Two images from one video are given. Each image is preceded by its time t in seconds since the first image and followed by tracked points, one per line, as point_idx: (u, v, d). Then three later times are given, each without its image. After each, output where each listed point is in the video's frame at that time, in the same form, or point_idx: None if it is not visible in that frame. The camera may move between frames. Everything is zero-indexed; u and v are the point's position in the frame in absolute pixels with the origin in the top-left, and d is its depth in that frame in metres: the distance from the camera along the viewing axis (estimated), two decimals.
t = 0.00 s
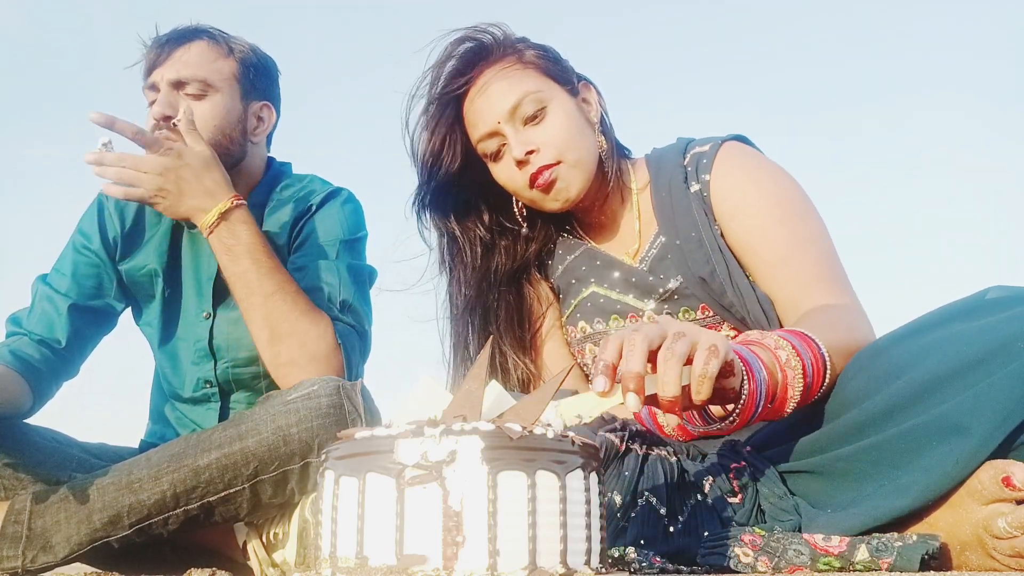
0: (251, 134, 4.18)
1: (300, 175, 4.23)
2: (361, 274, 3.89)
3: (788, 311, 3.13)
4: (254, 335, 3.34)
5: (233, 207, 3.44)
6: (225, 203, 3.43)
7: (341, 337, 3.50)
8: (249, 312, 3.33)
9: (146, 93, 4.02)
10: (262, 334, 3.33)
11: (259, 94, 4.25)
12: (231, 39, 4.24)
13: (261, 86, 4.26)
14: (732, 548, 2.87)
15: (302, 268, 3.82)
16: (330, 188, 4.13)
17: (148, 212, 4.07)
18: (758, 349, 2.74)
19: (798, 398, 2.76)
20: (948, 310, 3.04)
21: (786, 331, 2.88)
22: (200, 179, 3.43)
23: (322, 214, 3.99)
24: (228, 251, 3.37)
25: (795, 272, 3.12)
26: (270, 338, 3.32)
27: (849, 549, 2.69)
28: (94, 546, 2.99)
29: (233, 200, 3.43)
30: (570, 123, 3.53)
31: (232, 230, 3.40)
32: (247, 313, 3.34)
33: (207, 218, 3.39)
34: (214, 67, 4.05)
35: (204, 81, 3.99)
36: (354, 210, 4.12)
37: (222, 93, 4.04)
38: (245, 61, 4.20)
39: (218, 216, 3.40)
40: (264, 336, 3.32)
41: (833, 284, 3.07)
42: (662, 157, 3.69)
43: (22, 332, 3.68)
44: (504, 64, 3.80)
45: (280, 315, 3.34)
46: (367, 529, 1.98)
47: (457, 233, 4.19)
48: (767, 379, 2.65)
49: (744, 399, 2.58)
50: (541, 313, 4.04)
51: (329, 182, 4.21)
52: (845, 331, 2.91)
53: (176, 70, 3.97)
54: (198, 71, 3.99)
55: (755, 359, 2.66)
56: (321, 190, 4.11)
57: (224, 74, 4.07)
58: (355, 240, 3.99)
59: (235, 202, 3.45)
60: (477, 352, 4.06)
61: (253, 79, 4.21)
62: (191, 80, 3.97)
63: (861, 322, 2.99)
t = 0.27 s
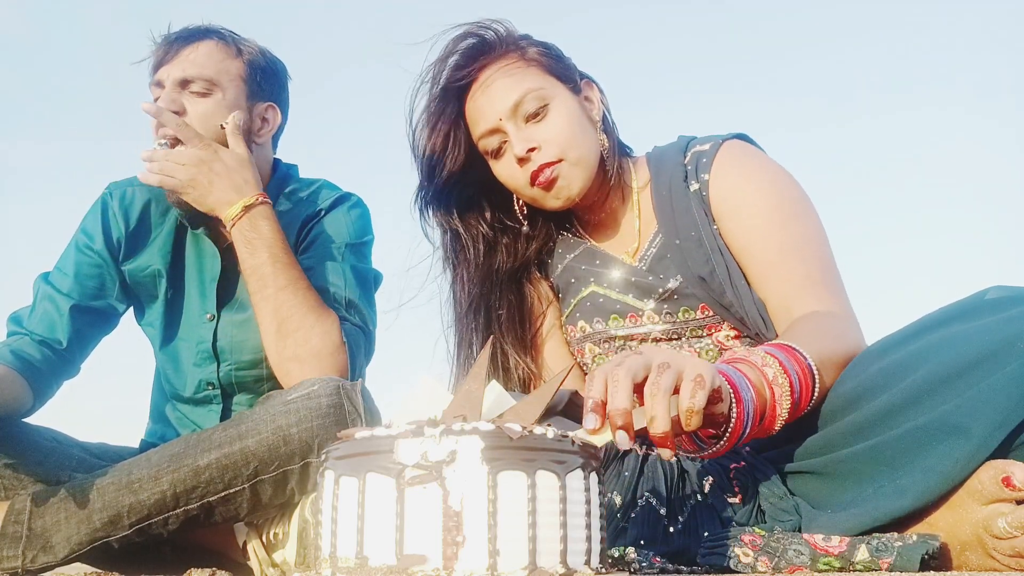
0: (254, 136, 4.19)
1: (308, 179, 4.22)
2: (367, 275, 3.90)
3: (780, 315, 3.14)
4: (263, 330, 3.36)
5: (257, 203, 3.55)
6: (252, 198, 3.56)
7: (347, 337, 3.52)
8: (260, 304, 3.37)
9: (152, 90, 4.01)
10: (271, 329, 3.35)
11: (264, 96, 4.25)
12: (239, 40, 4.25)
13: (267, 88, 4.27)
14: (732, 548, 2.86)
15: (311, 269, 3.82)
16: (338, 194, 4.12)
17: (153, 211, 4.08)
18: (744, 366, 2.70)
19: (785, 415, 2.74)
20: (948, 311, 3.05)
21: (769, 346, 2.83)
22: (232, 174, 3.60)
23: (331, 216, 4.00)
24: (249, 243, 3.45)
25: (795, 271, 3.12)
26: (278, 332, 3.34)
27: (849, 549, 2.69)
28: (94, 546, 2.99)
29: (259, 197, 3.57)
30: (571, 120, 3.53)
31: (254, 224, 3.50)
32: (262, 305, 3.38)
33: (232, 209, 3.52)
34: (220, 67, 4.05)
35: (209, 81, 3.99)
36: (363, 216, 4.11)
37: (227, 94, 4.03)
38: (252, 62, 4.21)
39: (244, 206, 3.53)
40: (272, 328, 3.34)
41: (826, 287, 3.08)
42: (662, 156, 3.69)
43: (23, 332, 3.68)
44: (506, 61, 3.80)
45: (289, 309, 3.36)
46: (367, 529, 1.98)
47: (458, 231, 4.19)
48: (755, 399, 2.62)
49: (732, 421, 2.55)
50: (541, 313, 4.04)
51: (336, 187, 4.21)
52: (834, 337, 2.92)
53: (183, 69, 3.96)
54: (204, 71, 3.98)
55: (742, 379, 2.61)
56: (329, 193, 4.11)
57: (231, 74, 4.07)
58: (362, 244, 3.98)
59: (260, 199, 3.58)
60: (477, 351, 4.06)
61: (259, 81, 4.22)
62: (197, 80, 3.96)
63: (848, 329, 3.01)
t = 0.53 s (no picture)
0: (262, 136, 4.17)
1: (311, 180, 4.21)
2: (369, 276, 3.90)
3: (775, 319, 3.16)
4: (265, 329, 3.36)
5: (261, 203, 3.63)
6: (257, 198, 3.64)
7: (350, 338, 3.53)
8: (263, 303, 3.38)
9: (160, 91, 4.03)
10: (273, 328, 3.35)
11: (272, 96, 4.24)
12: (248, 41, 4.25)
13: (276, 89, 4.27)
14: (732, 548, 2.86)
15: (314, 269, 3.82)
16: (340, 194, 4.12)
17: (155, 212, 4.08)
18: (741, 387, 2.66)
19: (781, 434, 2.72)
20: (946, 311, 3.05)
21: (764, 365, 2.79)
22: (241, 172, 3.69)
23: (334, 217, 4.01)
24: (252, 244, 3.50)
25: (795, 272, 3.12)
26: (280, 330, 3.34)
27: (849, 549, 2.70)
28: (94, 546, 2.99)
29: (263, 198, 3.64)
30: (571, 119, 3.53)
31: (256, 225, 3.56)
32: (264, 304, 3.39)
33: (235, 209, 3.60)
34: (228, 67, 4.05)
35: (217, 82, 4.00)
36: (366, 218, 4.10)
37: (235, 94, 4.04)
38: (261, 63, 4.21)
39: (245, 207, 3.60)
40: (274, 328, 3.35)
41: (822, 291, 3.08)
42: (661, 156, 3.68)
43: (23, 332, 3.68)
44: (506, 60, 3.80)
45: (291, 308, 3.36)
46: (367, 529, 1.98)
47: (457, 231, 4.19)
48: (752, 418, 2.58)
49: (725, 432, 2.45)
50: (540, 313, 4.04)
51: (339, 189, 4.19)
52: (826, 341, 2.93)
53: (191, 69, 3.97)
54: (211, 71, 3.99)
55: (738, 399, 2.58)
56: (332, 194, 4.11)
57: (239, 75, 4.08)
58: (363, 245, 3.99)
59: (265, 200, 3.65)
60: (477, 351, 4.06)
61: (267, 84, 4.20)
62: (204, 80, 3.97)
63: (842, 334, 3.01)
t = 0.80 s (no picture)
0: (264, 135, 4.18)
1: (309, 179, 4.21)
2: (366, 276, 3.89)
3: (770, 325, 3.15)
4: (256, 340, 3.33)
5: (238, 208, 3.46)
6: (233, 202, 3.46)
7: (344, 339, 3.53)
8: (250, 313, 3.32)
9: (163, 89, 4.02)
10: (262, 336, 3.31)
11: (274, 96, 4.25)
12: (250, 41, 4.25)
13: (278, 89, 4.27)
14: (732, 548, 2.86)
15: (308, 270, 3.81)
16: (336, 191, 4.13)
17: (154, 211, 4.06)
18: (740, 412, 2.65)
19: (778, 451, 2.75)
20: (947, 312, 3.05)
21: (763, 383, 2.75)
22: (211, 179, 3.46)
23: (331, 216, 4.00)
24: (231, 252, 3.38)
25: (795, 273, 3.12)
26: (270, 343, 3.30)
27: (849, 550, 2.70)
28: (94, 546, 2.99)
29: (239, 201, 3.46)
30: (571, 118, 3.53)
31: (235, 230, 3.42)
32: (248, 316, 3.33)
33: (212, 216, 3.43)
34: (231, 66, 4.06)
35: (221, 81, 4.00)
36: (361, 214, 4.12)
37: (238, 94, 4.04)
38: (263, 62, 4.22)
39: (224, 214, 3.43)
40: (265, 338, 3.31)
41: (820, 296, 3.07)
42: (662, 157, 3.68)
43: (23, 332, 3.68)
44: (507, 59, 3.79)
45: (281, 315, 3.32)
46: (367, 529, 1.98)
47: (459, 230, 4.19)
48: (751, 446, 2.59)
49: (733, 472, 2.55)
50: (541, 313, 4.04)
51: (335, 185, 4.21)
52: (822, 346, 2.92)
53: (195, 68, 3.98)
54: (216, 70, 4.00)
55: (738, 428, 2.57)
56: (328, 194, 4.10)
57: (243, 74, 4.08)
58: (361, 243, 3.98)
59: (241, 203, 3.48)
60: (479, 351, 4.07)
61: (268, 83, 4.22)
62: (208, 79, 3.97)
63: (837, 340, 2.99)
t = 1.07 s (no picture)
0: (261, 134, 4.18)
1: (304, 177, 4.23)
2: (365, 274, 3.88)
3: (769, 325, 3.16)
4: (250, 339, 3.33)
5: (217, 215, 3.42)
6: (211, 211, 3.42)
7: (340, 339, 3.51)
8: (243, 318, 3.32)
9: (161, 87, 4.02)
10: (256, 341, 3.31)
11: (271, 95, 4.26)
12: (247, 40, 4.24)
13: (274, 88, 4.28)
14: (732, 548, 2.86)
15: (304, 270, 3.81)
16: (333, 189, 4.14)
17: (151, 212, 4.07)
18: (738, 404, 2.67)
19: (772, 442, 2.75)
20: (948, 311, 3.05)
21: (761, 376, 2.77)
22: (188, 188, 3.39)
23: (329, 214, 4.00)
24: (215, 260, 3.37)
25: (798, 273, 3.12)
26: (264, 346, 3.30)
27: (849, 549, 2.70)
28: (94, 546, 2.99)
29: (218, 208, 3.43)
30: (574, 117, 3.53)
31: (218, 238, 3.41)
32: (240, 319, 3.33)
33: (191, 227, 3.39)
34: (229, 66, 4.06)
35: (218, 81, 4.00)
36: (357, 213, 4.12)
37: (236, 93, 4.05)
38: (260, 61, 4.22)
39: (203, 223, 3.39)
40: (259, 342, 3.31)
41: (820, 296, 3.07)
42: (663, 156, 3.68)
43: (22, 332, 3.68)
44: (510, 57, 3.80)
45: (274, 318, 3.32)
46: (367, 529, 1.98)
47: (463, 228, 4.19)
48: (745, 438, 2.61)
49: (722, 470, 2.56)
50: (543, 312, 4.05)
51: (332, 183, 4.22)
52: (821, 346, 2.92)
53: (192, 66, 3.97)
54: (213, 69, 4.00)
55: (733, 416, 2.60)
56: (325, 193, 4.10)
57: (240, 73, 4.08)
58: (358, 241, 3.98)
59: (221, 210, 3.44)
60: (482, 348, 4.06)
61: (266, 81, 4.22)
62: (205, 78, 3.98)
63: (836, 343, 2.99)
